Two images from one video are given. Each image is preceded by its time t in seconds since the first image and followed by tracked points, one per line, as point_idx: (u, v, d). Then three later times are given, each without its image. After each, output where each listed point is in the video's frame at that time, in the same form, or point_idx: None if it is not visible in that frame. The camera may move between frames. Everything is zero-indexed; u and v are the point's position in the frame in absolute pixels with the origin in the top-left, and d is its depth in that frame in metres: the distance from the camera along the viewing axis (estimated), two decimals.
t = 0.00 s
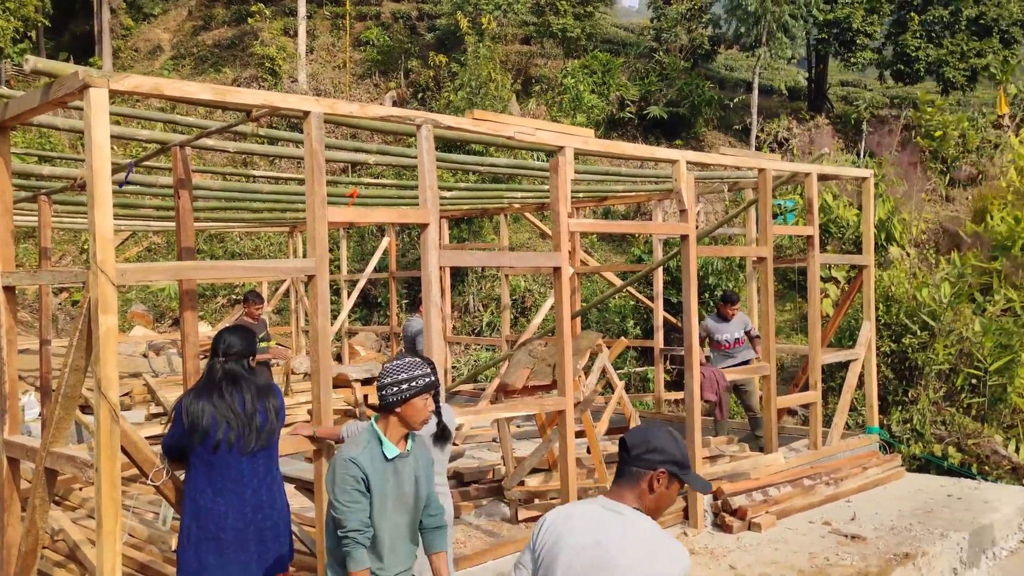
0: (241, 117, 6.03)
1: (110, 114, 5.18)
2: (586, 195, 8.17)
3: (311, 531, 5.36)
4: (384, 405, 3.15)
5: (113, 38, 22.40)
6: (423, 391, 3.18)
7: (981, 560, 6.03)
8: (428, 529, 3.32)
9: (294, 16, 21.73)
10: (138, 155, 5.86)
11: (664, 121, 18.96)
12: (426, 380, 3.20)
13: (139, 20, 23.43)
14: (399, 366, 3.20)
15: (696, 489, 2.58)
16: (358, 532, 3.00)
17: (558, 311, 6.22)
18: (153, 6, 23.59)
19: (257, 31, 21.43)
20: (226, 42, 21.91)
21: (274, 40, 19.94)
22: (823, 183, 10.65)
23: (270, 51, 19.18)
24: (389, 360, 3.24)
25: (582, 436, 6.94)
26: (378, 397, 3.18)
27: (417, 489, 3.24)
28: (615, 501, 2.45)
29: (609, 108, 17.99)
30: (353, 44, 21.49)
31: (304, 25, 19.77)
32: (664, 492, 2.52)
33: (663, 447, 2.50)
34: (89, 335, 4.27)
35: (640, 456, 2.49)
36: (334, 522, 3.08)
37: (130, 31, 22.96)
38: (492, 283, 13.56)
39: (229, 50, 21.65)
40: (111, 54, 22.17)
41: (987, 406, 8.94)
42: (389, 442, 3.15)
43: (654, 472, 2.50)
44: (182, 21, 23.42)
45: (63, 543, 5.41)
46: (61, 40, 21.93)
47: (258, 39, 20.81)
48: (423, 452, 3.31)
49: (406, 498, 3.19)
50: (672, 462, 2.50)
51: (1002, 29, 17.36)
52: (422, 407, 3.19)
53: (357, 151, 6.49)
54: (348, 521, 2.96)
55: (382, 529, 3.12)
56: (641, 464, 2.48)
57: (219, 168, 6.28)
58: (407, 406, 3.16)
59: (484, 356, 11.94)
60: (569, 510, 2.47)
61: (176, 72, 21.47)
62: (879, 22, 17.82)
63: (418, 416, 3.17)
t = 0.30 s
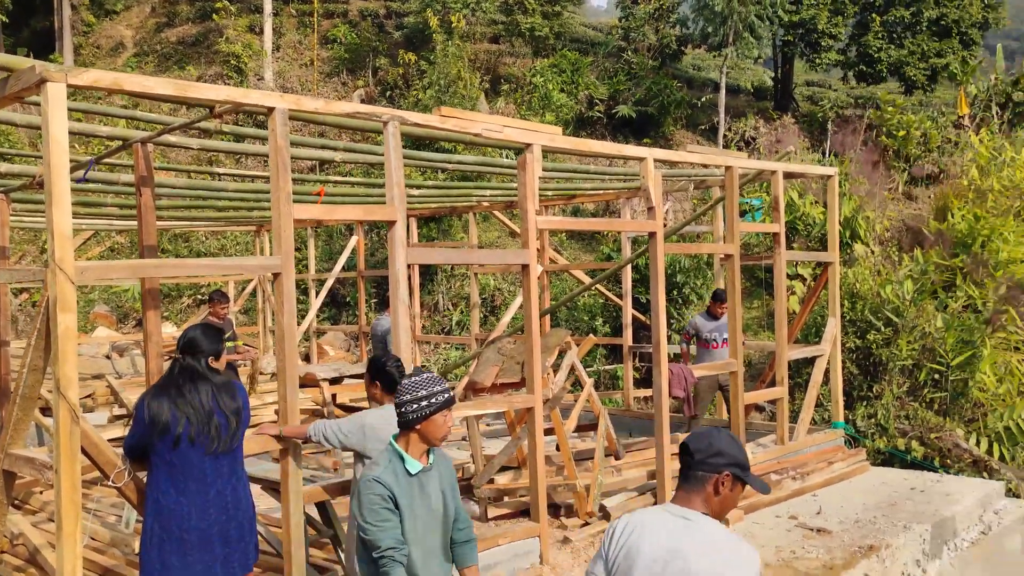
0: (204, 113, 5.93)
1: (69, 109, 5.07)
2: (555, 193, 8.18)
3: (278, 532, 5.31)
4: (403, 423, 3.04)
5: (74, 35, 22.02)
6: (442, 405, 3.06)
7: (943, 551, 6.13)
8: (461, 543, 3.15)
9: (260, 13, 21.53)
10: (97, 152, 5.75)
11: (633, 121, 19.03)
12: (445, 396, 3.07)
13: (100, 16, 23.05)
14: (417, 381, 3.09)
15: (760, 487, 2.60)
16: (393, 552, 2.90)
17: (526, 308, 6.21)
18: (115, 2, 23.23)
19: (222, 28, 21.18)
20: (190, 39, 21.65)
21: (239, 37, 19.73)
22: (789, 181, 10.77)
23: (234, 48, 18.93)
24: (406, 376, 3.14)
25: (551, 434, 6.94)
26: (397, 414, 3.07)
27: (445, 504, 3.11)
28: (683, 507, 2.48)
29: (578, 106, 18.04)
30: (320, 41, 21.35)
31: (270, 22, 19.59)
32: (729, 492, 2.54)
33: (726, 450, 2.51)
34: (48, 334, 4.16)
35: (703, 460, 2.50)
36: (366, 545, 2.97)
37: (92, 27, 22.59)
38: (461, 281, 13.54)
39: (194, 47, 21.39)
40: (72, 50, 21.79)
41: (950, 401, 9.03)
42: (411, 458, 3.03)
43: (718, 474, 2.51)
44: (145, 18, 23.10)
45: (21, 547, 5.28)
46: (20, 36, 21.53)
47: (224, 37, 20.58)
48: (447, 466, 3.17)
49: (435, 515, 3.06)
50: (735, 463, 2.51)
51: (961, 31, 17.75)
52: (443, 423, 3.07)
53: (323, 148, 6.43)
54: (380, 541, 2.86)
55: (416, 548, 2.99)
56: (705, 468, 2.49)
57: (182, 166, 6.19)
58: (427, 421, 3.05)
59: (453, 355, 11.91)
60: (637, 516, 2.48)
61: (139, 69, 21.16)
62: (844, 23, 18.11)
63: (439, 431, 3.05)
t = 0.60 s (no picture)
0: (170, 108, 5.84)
1: (31, 103, 4.97)
2: (527, 190, 8.18)
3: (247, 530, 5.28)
4: (484, 429, 3.12)
5: (38, 29, 21.66)
6: (520, 413, 3.16)
7: (909, 544, 6.20)
8: (524, 555, 3.28)
9: (229, 9, 21.32)
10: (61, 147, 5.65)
11: (605, 120, 19.06)
12: (523, 406, 3.17)
13: (65, 10, 22.67)
14: (496, 391, 3.18)
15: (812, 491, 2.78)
16: (471, 557, 2.92)
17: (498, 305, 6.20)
18: None
19: (190, 23, 20.95)
20: (158, 34, 21.40)
21: (208, 32, 19.52)
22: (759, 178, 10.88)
23: (203, 43, 18.72)
24: (484, 385, 3.22)
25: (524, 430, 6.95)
26: (475, 421, 3.15)
27: (513, 514, 3.17)
28: (750, 506, 2.63)
29: (550, 104, 18.09)
30: (290, 37, 21.19)
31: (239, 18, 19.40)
32: (792, 496, 2.69)
33: (791, 454, 2.67)
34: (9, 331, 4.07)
35: (771, 462, 2.66)
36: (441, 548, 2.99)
37: (57, 21, 22.23)
38: (433, 279, 13.53)
39: (161, 43, 21.14)
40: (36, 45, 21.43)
41: (916, 396, 9.23)
42: (490, 465, 3.08)
43: (784, 477, 2.67)
44: (111, 12, 22.78)
45: None
46: None
47: (192, 32, 20.36)
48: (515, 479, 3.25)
49: (505, 524, 3.11)
50: (798, 467, 2.68)
51: (927, 30, 18.04)
52: (520, 432, 3.17)
53: (292, 144, 6.37)
54: (462, 545, 2.88)
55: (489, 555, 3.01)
56: (772, 470, 2.65)
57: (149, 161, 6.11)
58: (506, 429, 3.14)
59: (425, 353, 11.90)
60: (709, 516, 2.61)
61: (104, 65, 20.86)
62: (812, 23, 18.33)
63: (516, 440, 3.14)
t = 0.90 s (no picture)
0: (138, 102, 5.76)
1: None
2: (501, 188, 8.18)
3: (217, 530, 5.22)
4: (526, 441, 2.95)
5: (4, 23, 21.33)
6: (564, 423, 3.01)
7: (880, 538, 6.25)
8: (563, 561, 3.13)
9: (200, 4, 21.14)
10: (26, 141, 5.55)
11: (580, 118, 19.00)
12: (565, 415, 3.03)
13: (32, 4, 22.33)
14: (539, 401, 3.01)
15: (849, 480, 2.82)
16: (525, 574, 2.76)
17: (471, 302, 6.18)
18: None
19: (161, 18, 20.75)
20: (127, 29, 21.18)
21: (178, 28, 19.34)
22: (732, 177, 10.96)
23: (173, 39, 18.54)
24: (524, 396, 3.04)
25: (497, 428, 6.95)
26: (518, 432, 2.98)
27: (557, 524, 3.03)
28: (802, 502, 2.64)
29: (524, 102, 18.12)
30: (262, 34, 21.05)
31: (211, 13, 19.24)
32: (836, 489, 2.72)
33: (835, 449, 2.71)
34: None
35: (817, 459, 2.68)
36: (492, 566, 2.82)
37: (24, 15, 21.90)
38: (407, 277, 13.51)
39: (131, 38, 20.91)
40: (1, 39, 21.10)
41: (886, 393, 9.33)
42: (535, 477, 2.93)
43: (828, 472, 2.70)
44: (80, 7, 22.49)
45: None
46: None
47: (162, 27, 20.17)
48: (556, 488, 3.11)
49: (551, 534, 2.97)
50: (841, 461, 2.71)
51: (897, 32, 18.30)
52: (563, 441, 3.02)
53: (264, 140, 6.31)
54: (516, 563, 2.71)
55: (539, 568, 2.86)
56: (818, 466, 2.66)
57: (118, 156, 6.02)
58: (550, 439, 2.98)
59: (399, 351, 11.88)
60: (764, 518, 2.61)
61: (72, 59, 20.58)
62: (783, 24, 18.54)
63: (560, 450, 2.99)
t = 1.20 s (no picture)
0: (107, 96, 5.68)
1: None
2: (475, 186, 8.17)
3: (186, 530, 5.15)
4: (599, 435, 3.03)
5: None
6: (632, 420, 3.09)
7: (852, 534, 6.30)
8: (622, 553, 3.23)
9: None
10: None
11: (555, 117, 19.08)
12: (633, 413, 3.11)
13: None
14: (608, 398, 3.09)
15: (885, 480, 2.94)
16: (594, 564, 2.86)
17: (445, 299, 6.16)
18: None
19: (131, 13, 20.52)
20: (97, 24, 20.91)
21: (149, 23, 19.14)
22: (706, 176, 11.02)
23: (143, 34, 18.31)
24: (593, 393, 3.11)
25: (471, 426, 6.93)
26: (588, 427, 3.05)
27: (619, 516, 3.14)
28: (845, 510, 2.76)
29: (500, 101, 18.15)
30: (235, 30, 20.89)
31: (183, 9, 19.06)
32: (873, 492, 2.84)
33: (870, 456, 2.81)
34: None
35: (854, 466, 2.78)
36: (563, 553, 2.92)
37: None
38: (382, 276, 13.48)
39: (100, 33, 20.65)
40: None
41: (857, 391, 9.45)
42: (606, 470, 3.00)
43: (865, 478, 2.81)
44: (49, 2, 22.18)
45: None
46: None
47: (133, 22, 19.94)
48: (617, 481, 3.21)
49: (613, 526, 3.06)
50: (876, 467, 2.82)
51: (868, 35, 18.52)
52: (629, 437, 3.10)
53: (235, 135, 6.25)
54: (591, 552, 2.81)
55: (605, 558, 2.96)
56: (856, 472, 2.77)
57: (86, 152, 5.92)
58: (618, 435, 3.06)
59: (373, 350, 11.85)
60: (811, 525, 2.74)
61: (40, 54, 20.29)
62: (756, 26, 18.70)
63: (628, 445, 3.08)
